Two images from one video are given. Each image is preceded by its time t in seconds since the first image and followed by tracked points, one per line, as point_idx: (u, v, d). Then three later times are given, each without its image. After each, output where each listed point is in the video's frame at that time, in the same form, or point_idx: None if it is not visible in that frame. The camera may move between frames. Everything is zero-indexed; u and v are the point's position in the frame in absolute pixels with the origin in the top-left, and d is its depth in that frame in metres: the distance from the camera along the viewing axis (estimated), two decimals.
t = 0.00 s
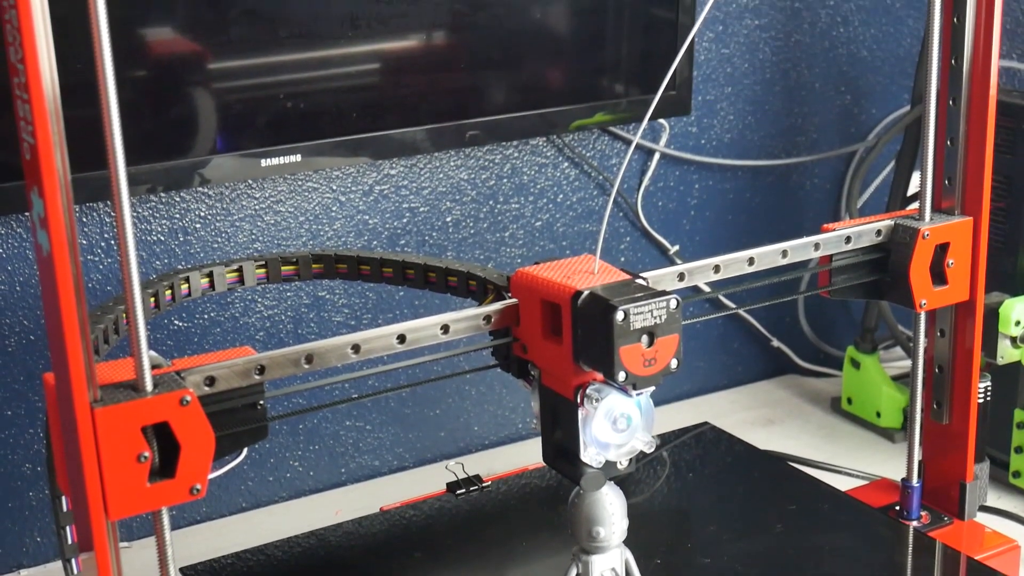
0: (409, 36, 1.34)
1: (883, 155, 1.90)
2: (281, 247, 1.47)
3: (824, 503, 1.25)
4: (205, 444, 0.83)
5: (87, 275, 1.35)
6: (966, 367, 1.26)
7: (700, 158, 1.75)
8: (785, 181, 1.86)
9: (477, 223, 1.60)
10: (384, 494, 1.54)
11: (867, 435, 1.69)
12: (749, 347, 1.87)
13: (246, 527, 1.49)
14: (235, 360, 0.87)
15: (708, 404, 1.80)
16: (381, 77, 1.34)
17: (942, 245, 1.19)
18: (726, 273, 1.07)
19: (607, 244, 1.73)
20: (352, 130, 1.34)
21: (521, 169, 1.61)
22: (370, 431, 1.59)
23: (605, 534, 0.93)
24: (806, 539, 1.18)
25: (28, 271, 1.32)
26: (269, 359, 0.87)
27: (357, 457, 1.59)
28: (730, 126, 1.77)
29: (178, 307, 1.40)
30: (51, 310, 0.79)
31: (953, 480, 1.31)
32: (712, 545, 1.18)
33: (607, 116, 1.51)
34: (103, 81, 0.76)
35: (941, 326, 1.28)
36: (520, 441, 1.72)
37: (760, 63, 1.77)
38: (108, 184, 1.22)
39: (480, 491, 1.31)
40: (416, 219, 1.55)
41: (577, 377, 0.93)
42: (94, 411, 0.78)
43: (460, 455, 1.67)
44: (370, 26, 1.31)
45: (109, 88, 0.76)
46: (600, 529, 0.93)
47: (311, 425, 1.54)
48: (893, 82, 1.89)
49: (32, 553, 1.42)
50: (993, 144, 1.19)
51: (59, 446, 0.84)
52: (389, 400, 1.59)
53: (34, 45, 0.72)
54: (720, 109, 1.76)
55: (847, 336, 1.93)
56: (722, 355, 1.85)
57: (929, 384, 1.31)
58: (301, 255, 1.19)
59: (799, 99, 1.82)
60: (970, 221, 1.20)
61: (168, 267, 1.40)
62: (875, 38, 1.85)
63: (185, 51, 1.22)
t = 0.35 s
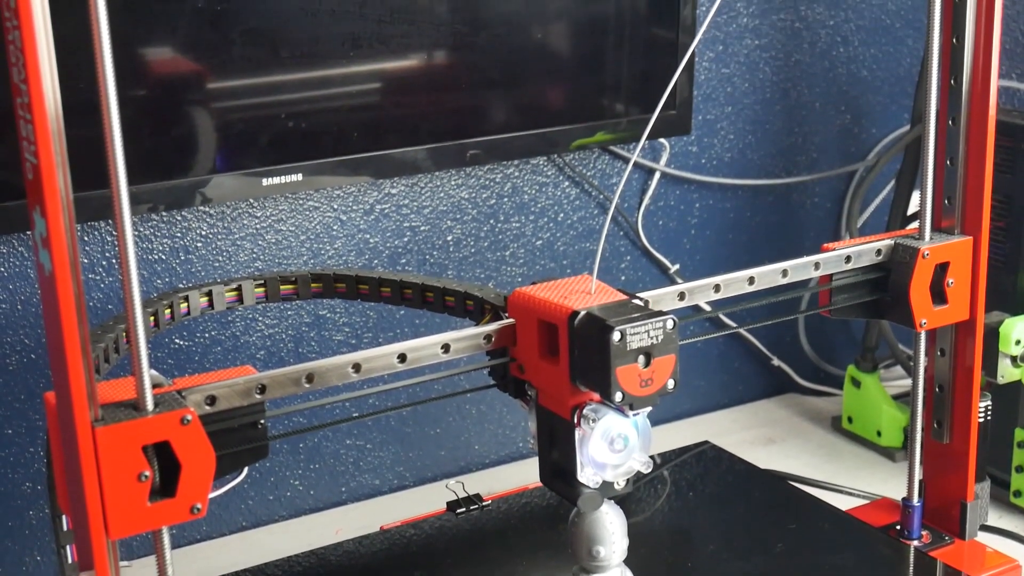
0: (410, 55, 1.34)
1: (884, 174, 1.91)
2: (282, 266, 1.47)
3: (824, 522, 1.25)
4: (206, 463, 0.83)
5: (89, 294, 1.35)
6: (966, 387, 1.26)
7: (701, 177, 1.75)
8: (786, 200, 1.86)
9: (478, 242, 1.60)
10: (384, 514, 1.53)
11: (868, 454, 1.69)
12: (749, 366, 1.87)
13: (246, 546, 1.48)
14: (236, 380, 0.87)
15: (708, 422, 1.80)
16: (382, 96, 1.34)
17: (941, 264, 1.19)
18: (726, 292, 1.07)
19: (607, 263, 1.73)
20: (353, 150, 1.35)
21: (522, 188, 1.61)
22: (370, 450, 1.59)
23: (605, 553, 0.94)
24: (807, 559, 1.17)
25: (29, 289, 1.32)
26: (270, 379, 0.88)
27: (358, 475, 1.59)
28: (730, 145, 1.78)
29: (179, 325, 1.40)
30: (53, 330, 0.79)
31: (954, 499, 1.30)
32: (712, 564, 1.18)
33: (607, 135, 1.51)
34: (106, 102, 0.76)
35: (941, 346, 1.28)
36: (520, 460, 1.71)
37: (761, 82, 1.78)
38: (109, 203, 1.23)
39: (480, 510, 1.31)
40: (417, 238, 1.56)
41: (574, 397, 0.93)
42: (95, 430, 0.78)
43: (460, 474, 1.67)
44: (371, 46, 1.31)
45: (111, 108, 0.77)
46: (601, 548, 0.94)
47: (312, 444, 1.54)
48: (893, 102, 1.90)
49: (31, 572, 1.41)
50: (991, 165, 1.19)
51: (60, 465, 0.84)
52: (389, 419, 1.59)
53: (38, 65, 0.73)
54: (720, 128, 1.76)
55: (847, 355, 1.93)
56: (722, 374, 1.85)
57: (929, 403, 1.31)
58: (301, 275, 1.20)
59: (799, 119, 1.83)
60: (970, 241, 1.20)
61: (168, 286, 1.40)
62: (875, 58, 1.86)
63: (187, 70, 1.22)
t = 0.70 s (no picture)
0: (410, 76, 1.35)
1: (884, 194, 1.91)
2: (283, 286, 1.47)
3: (826, 542, 1.24)
4: (207, 483, 0.83)
5: (90, 313, 1.35)
6: (966, 407, 1.26)
7: (701, 198, 1.76)
8: (786, 220, 1.87)
9: (479, 261, 1.60)
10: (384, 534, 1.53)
11: (869, 474, 1.68)
12: (749, 386, 1.87)
13: (246, 566, 1.48)
14: (237, 400, 0.87)
15: (709, 442, 1.80)
16: (383, 116, 1.35)
17: (941, 285, 1.20)
18: (727, 312, 1.07)
19: (608, 283, 1.73)
20: (354, 170, 1.35)
21: (523, 208, 1.62)
22: (371, 470, 1.59)
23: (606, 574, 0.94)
24: None
25: (30, 309, 1.32)
26: (271, 399, 0.88)
27: (358, 495, 1.59)
28: (730, 165, 1.78)
29: (179, 345, 1.40)
30: (54, 350, 0.79)
31: (954, 520, 1.30)
32: None
33: (607, 156, 1.52)
34: (108, 123, 0.77)
35: (941, 366, 1.28)
36: (520, 480, 1.71)
37: (761, 102, 1.78)
38: (111, 223, 1.23)
39: (481, 530, 1.31)
40: (418, 258, 1.56)
41: (575, 417, 0.93)
42: (96, 450, 0.78)
43: (461, 494, 1.66)
44: (372, 66, 1.32)
45: (114, 129, 0.77)
46: (602, 569, 0.95)
47: (312, 463, 1.54)
48: (893, 122, 1.90)
49: None
50: (991, 184, 1.20)
51: (60, 485, 0.84)
52: (390, 438, 1.59)
53: (41, 86, 0.73)
54: (720, 148, 1.77)
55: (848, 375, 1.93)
56: (723, 394, 1.85)
57: (930, 423, 1.31)
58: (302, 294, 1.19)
59: (798, 139, 1.84)
60: (970, 261, 1.20)
61: (169, 305, 1.40)
62: (874, 78, 1.86)
63: (188, 91, 1.23)
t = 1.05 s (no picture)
0: (412, 95, 1.36)
1: (884, 214, 1.92)
2: (284, 305, 1.48)
3: (828, 562, 1.24)
4: (208, 502, 0.83)
5: (91, 332, 1.35)
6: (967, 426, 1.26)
7: (702, 217, 1.76)
8: (786, 239, 1.87)
9: (480, 280, 1.61)
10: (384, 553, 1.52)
11: (870, 493, 1.68)
12: (750, 405, 1.87)
13: None
14: (238, 419, 0.87)
15: (710, 462, 1.80)
16: (385, 135, 1.36)
17: (942, 304, 1.20)
18: (728, 331, 1.08)
19: (609, 302, 1.73)
20: (356, 189, 1.36)
21: (524, 227, 1.62)
22: (372, 489, 1.58)
23: None
24: None
25: (32, 328, 1.33)
26: (272, 418, 0.88)
27: (359, 514, 1.58)
28: (731, 185, 1.79)
29: (181, 364, 1.40)
30: (55, 369, 0.79)
31: (956, 539, 1.29)
32: None
33: (608, 175, 1.52)
34: (110, 142, 0.77)
35: (942, 385, 1.28)
36: (521, 499, 1.71)
37: (761, 122, 1.79)
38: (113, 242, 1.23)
39: (481, 549, 1.30)
40: (419, 277, 1.56)
41: (575, 437, 0.93)
42: (97, 469, 0.78)
43: (461, 513, 1.66)
44: (374, 86, 1.33)
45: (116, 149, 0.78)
46: None
47: (313, 482, 1.54)
48: (894, 141, 1.91)
49: None
50: (992, 205, 1.20)
51: (61, 505, 0.84)
52: (391, 457, 1.58)
53: (44, 106, 0.74)
54: (721, 167, 1.77)
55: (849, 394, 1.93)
56: (724, 413, 1.85)
57: (931, 442, 1.31)
58: (303, 314, 1.20)
59: (799, 159, 1.84)
60: (970, 280, 1.21)
61: (171, 324, 1.40)
62: (875, 98, 1.87)
63: (191, 110, 1.23)
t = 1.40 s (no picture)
0: (414, 113, 1.36)
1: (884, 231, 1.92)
2: (285, 322, 1.48)
3: None
4: (208, 520, 0.83)
5: (92, 349, 1.35)
6: (968, 444, 1.26)
7: (703, 234, 1.76)
8: (787, 256, 1.88)
9: (480, 298, 1.61)
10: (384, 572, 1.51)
11: (872, 511, 1.68)
12: (751, 422, 1.87)
13: None
14: (239, 436, 0.87)
15: (711, 479, 1.79)
16: (386, 153, 1.36)
17: (942, 321, 1.20)
18: (729, 349, 1.08)
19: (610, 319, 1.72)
20: (357, 207, 1.36)
21: (524, 245, 1.62)
22: (372, 506, 1.58)
23: None
24: None
25: (33, 345, 1.33)
26: (274, 435, 0.88)
27: (360, 532, 1.58)
28: (731, 203, 1.79)
29: (182, 381, 1.40)
30: (55, 386, 0.79)
31: (956, 558, 1.29)
32: None
33: (609, 193, 1.53)
34: (111, 159, 0.78)
35: (942, 403, 1.28)
36: (522, 516, 1.71)
37: (761, 140, 1.79)
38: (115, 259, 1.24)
39: (482, 567, 1.30)
40: (420, 294, 1.56)
41: (581, 453, 0.93)
42: (97, 487, 0.78)
43: (462, 530, 1.66)
44: (375, 104, 1.33)
45: (118, 166, 0.78)
46: None
47: (314, 500, 1.53)
48: (893, 159, 1.92)
49: None
50: (992, 222, 1.20)
51: (62, 522, 0.84)
52: (391, 475, 1.58)
53: (46, 124, 0.74)
54: (721, 185, 1.78)
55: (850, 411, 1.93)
56: (725, 430, 1.84)
57: (931, 460, 1.30)
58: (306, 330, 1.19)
59: (799, 176, 1.85)
60: (970, 298, 1.21)
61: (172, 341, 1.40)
62: (875, 116, 1.88)
63: (193, 127, 1.24)
